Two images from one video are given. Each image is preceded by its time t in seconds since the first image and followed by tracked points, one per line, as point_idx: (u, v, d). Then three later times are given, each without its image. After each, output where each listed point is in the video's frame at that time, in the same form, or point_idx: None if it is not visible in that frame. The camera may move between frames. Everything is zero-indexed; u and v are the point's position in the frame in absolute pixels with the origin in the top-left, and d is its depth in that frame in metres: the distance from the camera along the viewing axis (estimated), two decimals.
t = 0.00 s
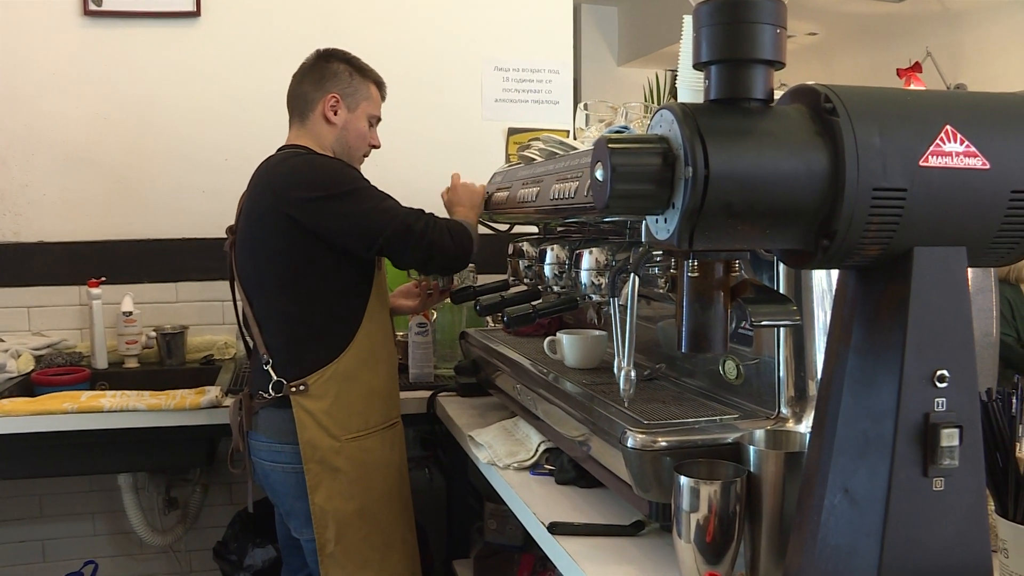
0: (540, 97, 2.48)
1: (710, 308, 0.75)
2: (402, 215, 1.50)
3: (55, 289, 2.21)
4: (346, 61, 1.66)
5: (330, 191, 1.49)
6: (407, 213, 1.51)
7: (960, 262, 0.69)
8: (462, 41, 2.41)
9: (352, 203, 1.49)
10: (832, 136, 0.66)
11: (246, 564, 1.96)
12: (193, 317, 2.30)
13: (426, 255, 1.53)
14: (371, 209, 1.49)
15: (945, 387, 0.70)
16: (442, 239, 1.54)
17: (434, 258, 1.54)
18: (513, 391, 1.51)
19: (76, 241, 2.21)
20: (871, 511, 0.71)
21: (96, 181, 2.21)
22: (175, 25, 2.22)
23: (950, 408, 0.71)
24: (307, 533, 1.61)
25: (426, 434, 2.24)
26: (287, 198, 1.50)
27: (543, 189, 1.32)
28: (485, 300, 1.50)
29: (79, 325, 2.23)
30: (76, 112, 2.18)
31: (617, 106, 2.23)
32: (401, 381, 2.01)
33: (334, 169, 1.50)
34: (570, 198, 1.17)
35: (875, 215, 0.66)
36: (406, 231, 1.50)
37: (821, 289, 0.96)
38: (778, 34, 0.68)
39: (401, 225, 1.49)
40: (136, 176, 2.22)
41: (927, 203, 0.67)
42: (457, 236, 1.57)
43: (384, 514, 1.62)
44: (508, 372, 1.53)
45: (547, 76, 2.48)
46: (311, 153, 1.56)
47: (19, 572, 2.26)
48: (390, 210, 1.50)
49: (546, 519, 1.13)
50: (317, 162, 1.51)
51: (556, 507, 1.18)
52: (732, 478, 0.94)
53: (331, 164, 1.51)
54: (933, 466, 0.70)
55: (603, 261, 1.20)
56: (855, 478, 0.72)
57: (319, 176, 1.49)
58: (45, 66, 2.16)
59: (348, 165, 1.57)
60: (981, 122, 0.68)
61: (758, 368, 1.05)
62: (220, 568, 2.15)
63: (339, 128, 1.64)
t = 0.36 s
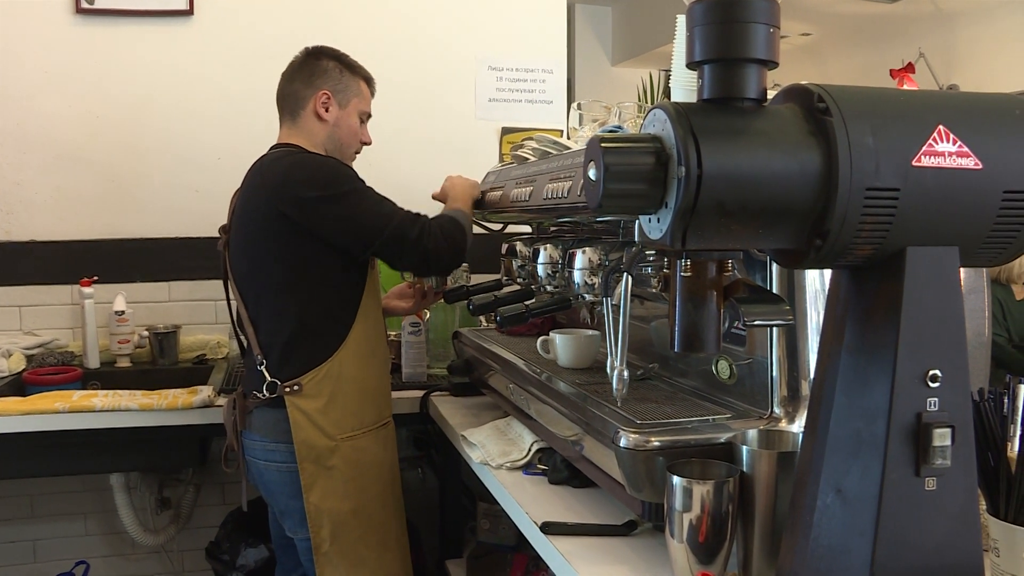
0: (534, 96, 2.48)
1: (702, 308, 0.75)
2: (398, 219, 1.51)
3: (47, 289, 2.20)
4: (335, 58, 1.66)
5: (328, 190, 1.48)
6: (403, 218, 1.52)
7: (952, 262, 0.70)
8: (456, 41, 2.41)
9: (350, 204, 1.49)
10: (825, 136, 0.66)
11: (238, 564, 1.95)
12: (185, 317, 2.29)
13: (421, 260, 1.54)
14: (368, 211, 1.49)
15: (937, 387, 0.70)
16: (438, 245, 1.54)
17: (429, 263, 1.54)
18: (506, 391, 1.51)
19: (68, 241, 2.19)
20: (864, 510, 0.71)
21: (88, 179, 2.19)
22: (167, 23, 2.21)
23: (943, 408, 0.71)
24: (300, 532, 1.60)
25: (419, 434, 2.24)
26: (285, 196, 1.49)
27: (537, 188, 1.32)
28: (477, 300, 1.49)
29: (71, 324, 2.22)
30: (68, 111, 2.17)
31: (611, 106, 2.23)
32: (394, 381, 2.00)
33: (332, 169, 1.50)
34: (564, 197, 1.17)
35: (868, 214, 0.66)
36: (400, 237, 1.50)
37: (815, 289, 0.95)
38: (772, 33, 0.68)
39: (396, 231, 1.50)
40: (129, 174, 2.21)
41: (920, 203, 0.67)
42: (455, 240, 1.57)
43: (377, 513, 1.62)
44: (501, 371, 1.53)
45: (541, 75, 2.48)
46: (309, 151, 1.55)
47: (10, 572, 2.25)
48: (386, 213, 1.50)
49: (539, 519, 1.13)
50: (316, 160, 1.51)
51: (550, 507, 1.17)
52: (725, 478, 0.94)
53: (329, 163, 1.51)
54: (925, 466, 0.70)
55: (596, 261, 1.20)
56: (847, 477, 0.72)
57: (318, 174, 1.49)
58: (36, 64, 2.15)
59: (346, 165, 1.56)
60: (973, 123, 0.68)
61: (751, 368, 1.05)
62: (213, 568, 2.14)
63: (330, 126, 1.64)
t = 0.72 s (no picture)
0: (529, 94, 2.47)
1: (696, 307, 0.75)
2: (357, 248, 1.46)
3: (41, 285, 2.19)
4: (309, 52, 1.65)
5: (302, 197, 1.46)
6: (359, 249, 1.46)
7: (947, 261, 0.69)
8: (452, 38, 2.40)
9: (319, 218, 1.45)
10: (821, 133, 0.66)
11: (232, 562, 1.95)
12: (180, 313, 2.28)
13: (364, 297, 1.44)
14: (327, 229, 1.44)
15: (932, 386, 0.70)
16: (385, 287, 1.46)
17: (371, 303, 1.46)
18: (501, 388, 1.51)
19: (62, 237, 2.18)
20: (858, 509, 0.71)
21: (83, 175, 2.18)
22: (162, 19, 2.20)
23: (937, 408, 0.70)
24: (293, 529, 1.60)
25: (414, 431, 2.24)
26: (258, 193, 1.47)
27: (532, 186, 1.32)
28: (472, 297, 1.48)
29: (65, 321, 2.21)
30: (62, 106, 2.16)
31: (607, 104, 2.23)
32: (388, 378, 2.00)
33: (312, 179, 1.49)
34: (558, 194, 1.17)
35: (863, 213, 0.65)
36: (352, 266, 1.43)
37: (810, 288, 0.95)
38: (767, 30, 0.67)
39: (349, 258, 1.43)
40: (123, 170, 2.20)
41: (915, 202, 0.66)
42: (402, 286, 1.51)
43: (371, 510, 1.62)
44: (495, 369, 1.53)
45: (537, 73, 2.47)
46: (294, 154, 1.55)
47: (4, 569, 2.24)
48: (345, 237, 1.44)
49: (534, 517, 1.13)
50: (300, 165, 1.50)
51: (545, 505, 1.17)
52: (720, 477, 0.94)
53: (311, 173, 1.50)
54: (920, 465, 0.70)
55: (591, 258, 1.20)
56: (841, 476, 0.72)
57: (297, 178, 1.47)
58: (30, 59, 2.14)
59: (327, 180, 1.55)
60: (970, 121, 0.68)
61: (746, 367, 1.05)
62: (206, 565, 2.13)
63: (312, 119, 1.63)
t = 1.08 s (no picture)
0: (531, 92, 2.47)
1: (697, 305, 0.74)
2: (330, 264, 1.47)
3: (43, 284, 2.19)
4: (307, 53, 1.65)
5: (290, 202, 1.47)
6: (329, 266, 1.46)
7: (949, 260, 0.69)
8: (453, 37, 2.40)
9: (301, 226, 1.46)
10: (821, 131, 0.65)
11: (234, 561, 1.95)
12: (181, 312, 2.28)
13: (322, 315, 1.45)
14: (302, 239, 1.45)
15: (933, 385, 0.70)
16: (345, 307, 1.47)
17: (328, 322, 1.46)
18: (501, 387, 1.51)
19: (64, 236, 2.19)
20: (859, 510, 0.71)
21: (85, 174, 2.18)
22: (163, 18, 2.20)
23: (939, 407, 0.70)
24: (283, 530, 1.61)
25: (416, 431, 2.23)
26: (249, 188, 1.48)
27: (533, 184, 1.32)
28: (472, 296, 1.48)
29: (67, 320, 2.21)
30: (64, 105, 2.16)
31: (609, 103, 2.22)
32: (390, 378, 2.00)
33: (305, 185, 1.50)
34: (559, 193, 1.18)
35: (864, 211, 0.65)
36: (317, 282, 1.43)
37: (812, 286, 0.95)
38: (768, 28, 0.67)
39: (316, 272, 1.44)
40: (125, 169, 2.20)
41: (916, 200, 0.66)
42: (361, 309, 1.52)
43: (360, 513, 1.62)
44: (497, 368, 1.53)
45: (539, 71, 2.47)
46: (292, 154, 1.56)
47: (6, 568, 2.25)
48: (318, 250, 1.45)
49: (534, 516, 1.13)
50: (297, 168, 1.51)
51: (545, 504, 1.17)
52: (721, 476, 0.94)
53: (305, 178, 1.51)
54: (921, 465, 0.70)
55: (592, 257, 1.20)
56: (844, 476, 0.71)
57: (289, 180, 1.48)
58: (32, 57, 2.14)
59: (320, 188, 1.55)
60: (972, 119, 0.67)
61: (748, 366, 1.05)
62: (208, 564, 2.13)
63: (308, 120, 1.63)
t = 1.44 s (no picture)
0: (537, 91, 2.47)
1: (701, 305, 0.74)
2: (317, 271, 1.47)
3: (50, 281, 2.20)
4: (308, 47, 1.65)
5: (284, 205, 1.46)
6: (316, 274, 1.46)
7: (956, 259, 0.68)
8: (458, 35, 2.39)
9: (292, 232, 1.45)
10: (827, 130, 0.65)
11: (239, 558, 1.95)
12: (188, 310, 2.28)
13: (305, 322, 1.46)
14: (292, 244, 1.44)
15: (940, 386, 0.69)
16: (328, 316, 1.48)
17: (311, 329, 1.47)
18: (506, 385, 1.51)
19: (71, 233, 2.19)
20: (864, 511, 0.71)
21: (91, 172, 2.19)
22: (170, 16, 2.20)
23: (945, 408, 0.70)
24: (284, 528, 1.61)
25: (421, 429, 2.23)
26: (245, 187, 1.47)
27: (538, 183, 1.32)
28: (477, 295, 1.47)
29: (74, 317, 2.22)
30: (71, 103, 2.17)
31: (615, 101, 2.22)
32: (395, 376, 2.00)
33: (300, 188, 1.49)
34: (564, 191, 1.18)
35: (869, 211, 0.65)
36: (302, 290, 1.44)
37: (818, 286, 0.94)
38: (774, 26, 0.66)
39: (303, 280, 1.44)
40: (131, 167, 2.21)
41: (922, 200, 0.65)
42: (346, 317, 1.52)
43: (360, 513, 1.62)
44: (502, 367, 1.53)
45: (545, 70, 2.46)
46: (291, 154, 1.55)
47: (13, 564, 2.26)
48: (306, 257, 1.45)
49: (538, 516, 1.12)
50: (294, 170, 1.51)
51: (549, 503, 1.17)
52: (725, 476, 0.93)
53: (301, 181, 1.50)
54: (927, 466, 0.69)
55: (598, 256, 1.20)
56: (849, 477, 0.71)
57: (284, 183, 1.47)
58: (39, 56, 2.14)
59: (315, 191, 1.55)
60: (979, 118, 0.67)
61: (753, 365, 1.05)
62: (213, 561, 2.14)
63: (309, 115, 1.63)
